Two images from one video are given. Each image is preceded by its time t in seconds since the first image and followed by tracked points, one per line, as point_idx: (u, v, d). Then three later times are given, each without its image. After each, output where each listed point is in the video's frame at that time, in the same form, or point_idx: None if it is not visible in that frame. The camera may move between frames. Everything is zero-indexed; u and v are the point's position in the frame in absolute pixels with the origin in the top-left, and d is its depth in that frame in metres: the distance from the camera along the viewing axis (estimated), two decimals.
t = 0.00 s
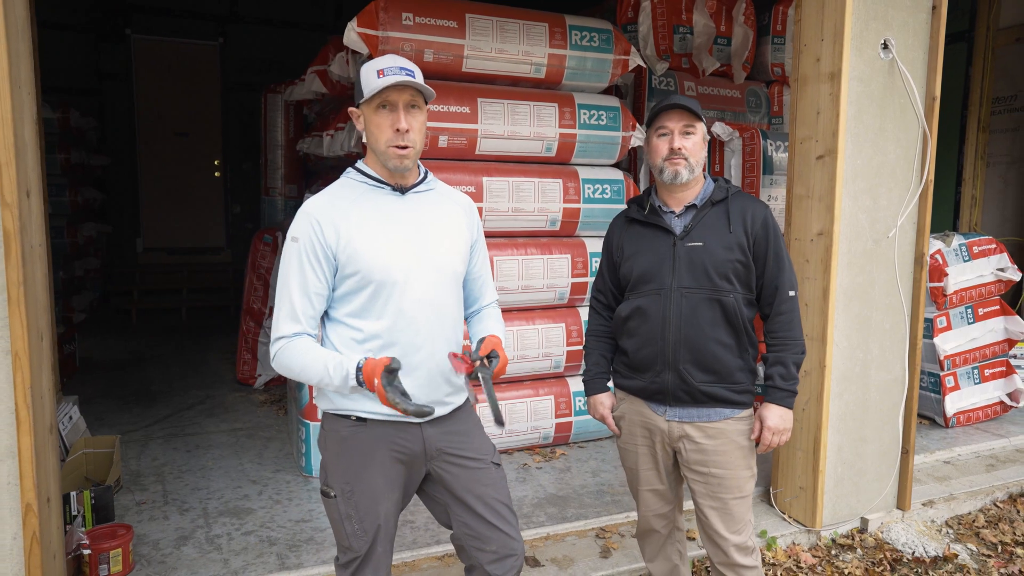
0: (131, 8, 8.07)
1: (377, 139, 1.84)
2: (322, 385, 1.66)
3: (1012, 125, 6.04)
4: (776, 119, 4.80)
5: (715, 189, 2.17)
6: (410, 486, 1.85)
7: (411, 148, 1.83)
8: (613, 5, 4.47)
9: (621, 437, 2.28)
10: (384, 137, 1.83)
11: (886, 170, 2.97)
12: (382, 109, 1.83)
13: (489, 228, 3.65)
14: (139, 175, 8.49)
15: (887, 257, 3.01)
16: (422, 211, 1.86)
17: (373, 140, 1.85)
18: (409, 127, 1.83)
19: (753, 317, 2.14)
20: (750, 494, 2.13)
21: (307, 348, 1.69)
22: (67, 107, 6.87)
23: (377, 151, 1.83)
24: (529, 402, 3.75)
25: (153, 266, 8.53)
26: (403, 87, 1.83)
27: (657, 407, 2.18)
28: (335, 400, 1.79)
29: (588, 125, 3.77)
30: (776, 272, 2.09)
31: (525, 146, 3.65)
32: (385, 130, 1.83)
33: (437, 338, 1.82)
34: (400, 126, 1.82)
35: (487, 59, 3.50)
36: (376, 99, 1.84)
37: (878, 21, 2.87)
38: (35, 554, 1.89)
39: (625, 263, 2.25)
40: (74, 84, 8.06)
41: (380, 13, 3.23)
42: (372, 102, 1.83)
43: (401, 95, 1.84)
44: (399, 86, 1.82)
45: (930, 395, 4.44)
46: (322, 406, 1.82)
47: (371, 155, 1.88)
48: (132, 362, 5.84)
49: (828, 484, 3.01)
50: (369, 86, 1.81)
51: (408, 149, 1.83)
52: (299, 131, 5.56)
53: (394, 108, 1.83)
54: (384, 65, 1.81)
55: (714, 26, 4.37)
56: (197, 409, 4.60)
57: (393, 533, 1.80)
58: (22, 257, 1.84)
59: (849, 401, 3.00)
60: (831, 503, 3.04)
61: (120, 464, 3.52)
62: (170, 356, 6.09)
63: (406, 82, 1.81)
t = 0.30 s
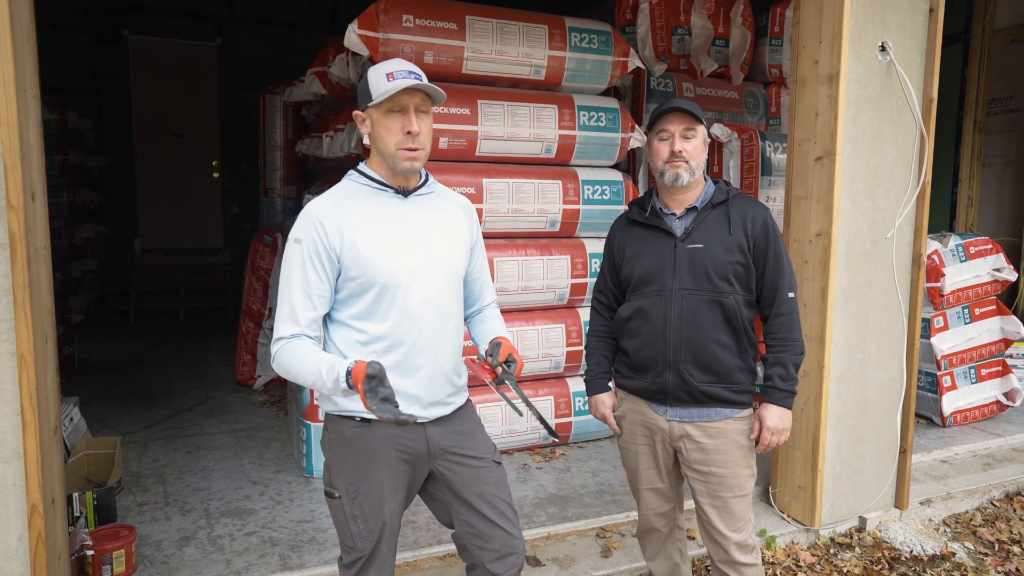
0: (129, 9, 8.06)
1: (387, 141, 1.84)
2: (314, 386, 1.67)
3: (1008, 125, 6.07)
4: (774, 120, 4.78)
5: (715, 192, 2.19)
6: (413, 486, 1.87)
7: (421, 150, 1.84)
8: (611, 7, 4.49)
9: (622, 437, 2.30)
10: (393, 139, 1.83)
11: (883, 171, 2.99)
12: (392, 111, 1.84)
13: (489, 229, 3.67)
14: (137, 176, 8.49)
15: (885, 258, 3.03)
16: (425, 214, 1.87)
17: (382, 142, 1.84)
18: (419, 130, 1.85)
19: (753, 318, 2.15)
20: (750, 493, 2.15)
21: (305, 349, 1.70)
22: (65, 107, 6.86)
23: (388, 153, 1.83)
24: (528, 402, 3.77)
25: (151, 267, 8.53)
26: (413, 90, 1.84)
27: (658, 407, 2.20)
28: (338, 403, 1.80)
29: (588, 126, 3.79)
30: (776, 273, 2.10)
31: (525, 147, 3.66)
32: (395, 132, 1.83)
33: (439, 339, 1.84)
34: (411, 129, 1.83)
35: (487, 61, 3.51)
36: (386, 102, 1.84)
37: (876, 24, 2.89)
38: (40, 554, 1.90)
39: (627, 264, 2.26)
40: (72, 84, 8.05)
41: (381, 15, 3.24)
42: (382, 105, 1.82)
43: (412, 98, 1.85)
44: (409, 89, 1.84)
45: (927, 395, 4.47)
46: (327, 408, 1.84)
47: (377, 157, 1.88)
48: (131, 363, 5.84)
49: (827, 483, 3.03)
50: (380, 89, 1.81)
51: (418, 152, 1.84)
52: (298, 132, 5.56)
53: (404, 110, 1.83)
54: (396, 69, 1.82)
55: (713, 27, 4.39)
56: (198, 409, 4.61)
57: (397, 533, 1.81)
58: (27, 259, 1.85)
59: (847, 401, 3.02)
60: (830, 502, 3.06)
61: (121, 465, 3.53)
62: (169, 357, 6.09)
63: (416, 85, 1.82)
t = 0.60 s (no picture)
0: (127, 10, 8.07)
1: (412, 140, 1.83)
2: (341, 387, 1.68)
3: (1002, 125, 6.10)
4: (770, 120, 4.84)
5: (711, 192, 2.21)
6: (413, 482, 1.89)
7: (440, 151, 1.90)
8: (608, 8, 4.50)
9: (619, 434, 2.31)
10: (420, 138, 1.84)
11: (878, 171, 3.01)
12: (422, 110, 1.84)
13: (487, 229, 3.68)
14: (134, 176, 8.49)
15: (880, 257, 3.05)
16: (422, 214, 1.88)
17: (406, 140, 1.83)
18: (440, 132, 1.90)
19: (748, 317, 2.17)
20: (745, 490, 2.17)
21: (319, 352, 1.69)
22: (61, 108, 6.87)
23: (414, 152, 1.84)
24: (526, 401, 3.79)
25: (148, 267, 8.53)
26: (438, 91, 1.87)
27: (654, 405, 2.21)
28: (343, 402, 1.80)
29: (585, 126, 3.80)
30: (772, 273, 2.12)
31: (522, 147, 3.68)
32: (422, 130, 1.84)
33: (438, 337, 1.87)
34: (439, 129, 1.87)
35: (484, 62, 3.52)
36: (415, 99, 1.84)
37: (870, 25, 2.91)
38: (41, 552, 1.91)
39: (624, 264, 2.28)
40: (69, 84, 8.05)
41: (379, 16, 3.26)
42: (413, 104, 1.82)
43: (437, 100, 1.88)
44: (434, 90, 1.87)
45: (922, 394, 4.50)
46: (328, 408, 1.83)
47: (396, 155, 1.85)
48: (129, 363, 5.85)
49: (823, 481, 3.06)
50: (410, 88, 1.81)
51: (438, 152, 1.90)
52: (296, 132, 5.56)
53: (431, 111, 1.86)
54: (420, 70, 1.87)
55: (709, 28, 4.41)
56: (196, 409, 4.62)
57: (397, 529, 1.83)
58: (28, 259, 1.86)
59: (843, 400, 3.04)
60: (826, 500, 3.08)
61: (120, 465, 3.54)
62: (167, 357, 6.10)
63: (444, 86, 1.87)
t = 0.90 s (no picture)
0: (123, 9, 8.05)
1: (429, 138, 1.87)
2: (362, 382, 1.70)
3: (997, 125, 6.13)
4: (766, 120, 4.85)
5: (708, 190, 2.22)
6: (414, 478, 1.90)
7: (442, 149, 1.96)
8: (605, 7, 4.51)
9: (615, 431, 2.32)
10: (433, 136, 1.88)
11: (874, 170, 3.03)
12: (437, 108, 1.89)
13: (484, 228, 3.69)
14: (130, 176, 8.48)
15: (875, 255, 3.07)
16: (420, 211, 1.89)
17: (424, 138, 1.87)
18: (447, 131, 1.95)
19: (742, 314, 2.18)
20: (741, 487, 2.18)
21: (335, 350, 1.69)
22: (57, 107, 6.86)
23: (428, 149, 1.89)
24: (523, 399, 3.79)
25: (144, 267, 8.52)
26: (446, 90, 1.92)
27: (650, 402, 2.22)
28: (349, 401, 1.80)
29: (582, 126, 3.81)
30: (767, 270, 2.13)
31: (519, 146, 3.69)
32: (434, 128, 1.88)
33: (434, 334, 1.90)
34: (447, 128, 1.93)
35: (482, 61, 3.53)
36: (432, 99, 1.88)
37: (865, 24, 2.93)
38: (40, 549, 1.92)
39: (621, 262, 2.29)
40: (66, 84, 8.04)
41: (376, 14, 3.26)
42: (433, 103, 1.87)
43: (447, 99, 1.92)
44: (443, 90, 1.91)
45: (917, 392, 4.53)
46: (332, 408, 1.83)
47: (412, 152, 1.88)
48: (126, 363, 5.84)
49: (818, 478, 3.07)
50: (428, 88, 1.86)
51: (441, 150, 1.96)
52: (292, 131, 5.59)
53: (442, 110, 1.92)
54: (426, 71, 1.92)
55: (705, 27, 4.42)
56: (193, 409, 4.62)
57: (399, 526, 1.84)
58: (26, 257, 1.86)
59: (839, 397, 3.06)
60: (822, 497, 3.10)
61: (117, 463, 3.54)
62: (164, 356, 6.10)
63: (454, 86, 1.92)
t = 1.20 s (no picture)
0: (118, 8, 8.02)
1: (426, 136, 1.88)
2: (369, 380, 1.71)
3: (992, 125, 6.16)
4: (762, 119, 4.81)
5: (704, 188, 2.22)
6: (410, 477, 1.90)
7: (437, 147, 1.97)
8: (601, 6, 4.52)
9: (610, 430, 2.32)
10: (430, 134, 1.89)
11: (869, 169, 3.03)
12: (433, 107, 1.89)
13: (481, 227, 3.69)
14: (126, 175, 8.46)
15: (870, 254, 3.07)
16: (417, 209, 1.90)
17: (422, 136, 1.87)
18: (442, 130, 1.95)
19: (738, 313, 2.18)
20: (736, 485, 2.18)
21: (341, 346, 1.68)
22: (53, 106, 6.84)
23: (425, 147, 1.89)
24: (519, 398, 3.79)
25: (140, 266, 8.49)
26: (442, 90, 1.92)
27: (646, 400, 2.22)
28: (348, 400, 1.80)
29: (578, 125, 3.82)
30: (763, 269, 2.14)
31: (516, 145, 3.69)
32: (431, 127, 1.89)
33: (432, 333, 1.90)
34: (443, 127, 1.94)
35: (478, 60, 3.53)
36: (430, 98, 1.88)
37: (860, 24, 2.93)
38: (34, 549, 1.90)
39: (617, 259, 2.30)
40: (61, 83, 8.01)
41: (372, 13, 3.25)
42: (431, 101, 1.87)
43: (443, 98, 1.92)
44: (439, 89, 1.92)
45: (912, 390, 4.54)
46: (331, 408, 1.82)
47: (410, 149, 1.88)
48: (122, 362, 5.83)
49: (814, 476, 3.08)
50: (426, 86, 1.87)
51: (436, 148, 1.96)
52: (288, 130, 5.57)
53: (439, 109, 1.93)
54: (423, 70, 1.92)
55: (701, 27, 4.43)
56: (189, 408, 4.60)
57: (397, 525, 1.85)
58: (20, 256, 1.85)
59: (834, 396, 3.06)
60: (817, 495, 3.11)
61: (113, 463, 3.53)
62: (160, 356, 6.08)
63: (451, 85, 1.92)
